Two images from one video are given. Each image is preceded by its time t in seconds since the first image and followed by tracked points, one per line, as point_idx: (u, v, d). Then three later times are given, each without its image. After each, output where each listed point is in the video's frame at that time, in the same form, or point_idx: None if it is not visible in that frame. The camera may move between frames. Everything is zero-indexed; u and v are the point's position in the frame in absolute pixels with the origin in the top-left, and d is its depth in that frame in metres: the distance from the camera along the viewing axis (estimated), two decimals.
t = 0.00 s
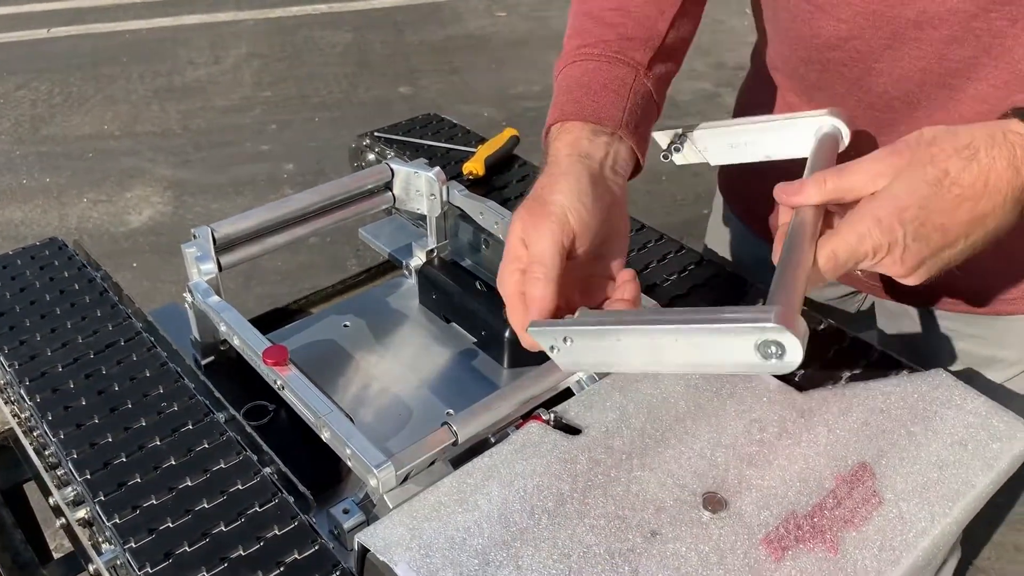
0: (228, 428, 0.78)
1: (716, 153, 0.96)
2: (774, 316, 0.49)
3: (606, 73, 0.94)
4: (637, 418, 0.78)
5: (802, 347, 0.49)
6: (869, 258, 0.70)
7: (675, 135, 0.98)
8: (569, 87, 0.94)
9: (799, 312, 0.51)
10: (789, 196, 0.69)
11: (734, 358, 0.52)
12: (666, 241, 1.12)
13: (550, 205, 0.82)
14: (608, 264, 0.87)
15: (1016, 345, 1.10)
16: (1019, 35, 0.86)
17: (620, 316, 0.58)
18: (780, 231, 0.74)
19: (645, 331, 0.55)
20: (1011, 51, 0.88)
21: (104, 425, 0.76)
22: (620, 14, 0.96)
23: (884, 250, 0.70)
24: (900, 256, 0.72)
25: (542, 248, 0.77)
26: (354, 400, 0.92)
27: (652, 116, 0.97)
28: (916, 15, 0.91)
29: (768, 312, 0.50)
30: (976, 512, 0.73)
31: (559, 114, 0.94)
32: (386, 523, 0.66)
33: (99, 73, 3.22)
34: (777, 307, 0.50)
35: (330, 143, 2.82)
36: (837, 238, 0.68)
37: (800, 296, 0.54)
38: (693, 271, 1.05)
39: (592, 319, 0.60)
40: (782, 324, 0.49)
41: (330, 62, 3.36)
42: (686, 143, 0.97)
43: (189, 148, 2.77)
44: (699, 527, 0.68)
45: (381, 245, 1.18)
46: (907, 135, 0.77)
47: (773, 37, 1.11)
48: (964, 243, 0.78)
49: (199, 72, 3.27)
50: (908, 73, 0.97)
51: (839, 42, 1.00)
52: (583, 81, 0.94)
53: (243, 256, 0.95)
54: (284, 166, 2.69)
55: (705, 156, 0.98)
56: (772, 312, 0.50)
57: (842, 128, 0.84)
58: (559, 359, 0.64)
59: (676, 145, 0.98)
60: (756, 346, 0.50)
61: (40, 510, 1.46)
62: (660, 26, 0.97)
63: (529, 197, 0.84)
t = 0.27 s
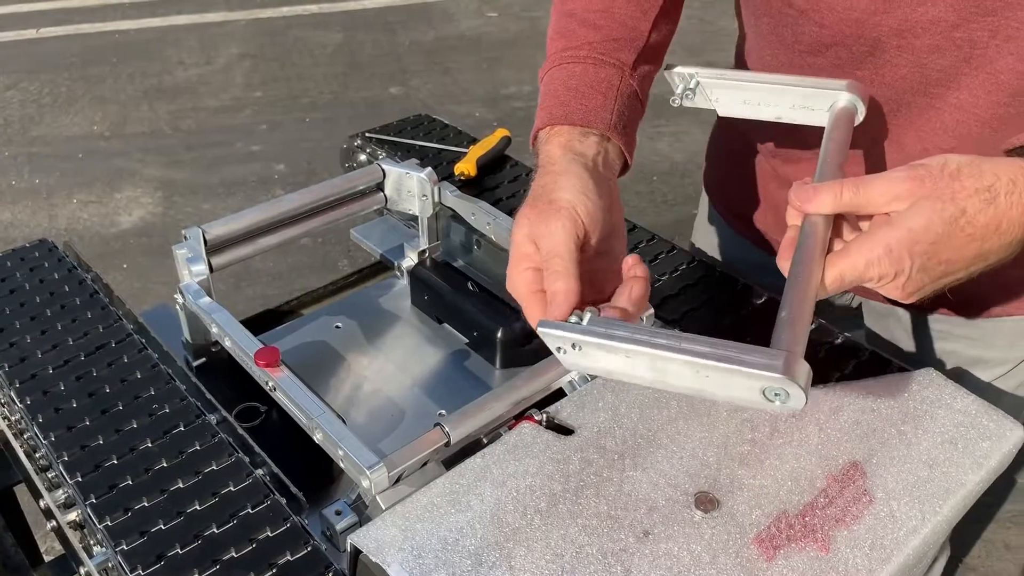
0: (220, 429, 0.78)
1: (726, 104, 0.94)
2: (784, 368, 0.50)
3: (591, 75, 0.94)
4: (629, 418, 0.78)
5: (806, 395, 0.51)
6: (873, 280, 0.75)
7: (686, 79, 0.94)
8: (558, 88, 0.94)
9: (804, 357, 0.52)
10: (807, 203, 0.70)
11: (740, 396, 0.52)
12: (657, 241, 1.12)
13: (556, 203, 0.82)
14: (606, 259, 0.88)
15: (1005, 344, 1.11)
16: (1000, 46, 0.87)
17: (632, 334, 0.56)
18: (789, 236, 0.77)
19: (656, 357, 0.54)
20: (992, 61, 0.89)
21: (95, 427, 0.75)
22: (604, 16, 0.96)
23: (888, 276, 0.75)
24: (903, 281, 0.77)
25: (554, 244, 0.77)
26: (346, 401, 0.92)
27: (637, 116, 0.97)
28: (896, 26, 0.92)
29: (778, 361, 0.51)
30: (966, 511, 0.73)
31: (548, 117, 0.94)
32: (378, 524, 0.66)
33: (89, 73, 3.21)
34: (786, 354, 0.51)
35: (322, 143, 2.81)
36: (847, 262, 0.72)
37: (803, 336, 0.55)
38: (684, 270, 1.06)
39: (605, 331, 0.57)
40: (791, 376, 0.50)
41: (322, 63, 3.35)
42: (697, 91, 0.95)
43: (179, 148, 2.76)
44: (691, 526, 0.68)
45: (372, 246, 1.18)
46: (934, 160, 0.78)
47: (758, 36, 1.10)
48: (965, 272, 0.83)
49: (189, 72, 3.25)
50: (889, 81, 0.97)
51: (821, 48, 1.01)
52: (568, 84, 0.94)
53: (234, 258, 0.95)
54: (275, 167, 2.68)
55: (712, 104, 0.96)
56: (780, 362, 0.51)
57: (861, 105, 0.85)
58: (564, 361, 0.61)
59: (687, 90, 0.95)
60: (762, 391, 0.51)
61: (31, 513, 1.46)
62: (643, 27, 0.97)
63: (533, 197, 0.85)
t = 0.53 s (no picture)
0: (213, 431, 0.77)
1: (726, 112, 0.94)
2: (774, 380, 0.50)
3: (598, 70, 0.93)
4: (624, 419, 0.78)
5: (797, 408, 0.51)
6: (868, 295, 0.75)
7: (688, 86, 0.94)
8: (564, 84, 0.93)
9: (796, 369, 0.52)
10: (804, 217, 0.69)
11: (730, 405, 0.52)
12: (652, 241, 1.12)
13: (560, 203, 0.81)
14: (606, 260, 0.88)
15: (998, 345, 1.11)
16: (988, 49, 0.86)
17: (624, 339, 0.55)
18: (785, 247, 0.77)
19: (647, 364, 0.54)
20: (980, 64, 0.88)
21: (86, 429, 0.75)
22: (608, 11, 0.95)
23: (884, 292, 0.75)
24: (898, 297, 0.77)
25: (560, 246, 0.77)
26: (339, 402, 0.92)
27: (644, 110, 0.97)
28: (885, 26, 0.91)
29: (770, 371, 0.50)
30: (961, 511, 0.73)
31: (557, 113, 0.92)
32: (372, 527, 0.66)
33: (80, 73, 3.19)
34: (778, 365, 0.51)
35: (315, 143, 2.80)
36: (842, 276, 0.72)
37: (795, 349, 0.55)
38: (679, 271, 1.05)
39: (597, 335, 0.57)
40: (782, 388, 0.49)
41: (314, 62, 3.34)
42: (697, 99, 0.94)
43: (171, 148, 2.75)
44: (687, 528, 0.68)
45: (365, 246, 1.17)
46: (932, 177, 0.79)
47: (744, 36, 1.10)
48: (959, 288, 0.83)
49: (181, 72, 3.24)
50: (878, 81, 0.97)
51: (810, 49, 1.00)
52: (576, 80, 0.93)
53: (226, 258, 0.94)
54: (268, 167, 2.67)
55: (712, 112, 0.95)
56: (772, 373, 0.50)
57: (860, 120, 0.85)
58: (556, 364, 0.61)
59: (687, 98, 0.94)
60: (752, 402, 0.51)
61: (22, 515, 1.44)
62: (649, 21, 0.96)
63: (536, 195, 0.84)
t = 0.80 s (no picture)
0: (208, 434, 0.76)
1: (720, 127, 0.94)
2: (762, 392, 0.50)
3: (610, 67, 0.91)
4: (623, 422, 0.77)
5: (783, 420, 0.51)
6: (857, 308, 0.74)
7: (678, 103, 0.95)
8: (575, 82, 0.92)
9: (783, 380, 0.52)
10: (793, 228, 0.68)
11: (718, 417, 0.52)
12: (651, 243, 1.11)
13: (563, 217, 0.81)
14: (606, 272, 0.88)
15: (997, 347, 1.11)
16: (980, 62, 0.86)
17: (613, 352, 0.55)
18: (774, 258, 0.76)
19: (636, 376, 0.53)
20: (972, 77, 0.87)
21: (80, 432, 0.74)
22: (620, 9, 0.94)
23: (873, 304, 0.74)
24: (888, 309, 0.76)
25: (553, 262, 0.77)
26: (336, 404, 0.91)
27: (659, 111, 0.94)
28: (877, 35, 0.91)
29: (758, 382, 0.50)
30: (962, 515, 0.73)
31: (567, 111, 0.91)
32: (369, 532, 0.65)
33: (75, 72, 3.17)
34: (766, 376, 0.51)
35: (311, 142, 2.79)
36: (831, 288, 0.71)
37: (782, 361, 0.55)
38: (677, 272, 1.05)
39: (585, 349, 0.56)
40: (770, 400, 0.49)
41: (311, 61, 3.33)
42: (692, 113, 0.95)
43: (167, 147, 2.74)
44: (686, 533, 0.67)
45: (362, 248, 1.16)
46: (919, 189, 0.79)
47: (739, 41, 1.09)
48: (947, 301, 0.83)
49: (177, 70, 3.22)
50: (868, 93, 0.96)
51: (800, 57, 0.99)
52: (588, 77, 0.91)
53: (222, 260, 0.93)
54: (264, 166, 2.66)
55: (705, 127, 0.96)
56: (760, 384, 0.50)
57: (851, 132, 0.86)
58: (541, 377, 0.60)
59: (680, 112, 0.95)
60: (740, 414, 0.51)
61: (16, 517, 1.44)
62: (660, 20, 0.95)
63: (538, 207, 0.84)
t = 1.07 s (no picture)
0: (208, 439, 0.75)
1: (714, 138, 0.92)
2: (771, 442, 0.49)
3: (606, 87, 0.91)
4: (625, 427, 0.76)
5: (793, 465, 0.50)
6: (862, 336, 0.74)
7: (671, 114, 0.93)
8: (575, 99, 0.92)
9: (791, 426, 0.51)
10: (799, 254, 0.67)
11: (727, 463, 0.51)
12: (653, 245, 1.11)
13: (547, 248, 0.80)
14: (606, 291, 0.87)
15: (1002, 351, 1.10)
16: (990, 70, 0.85)
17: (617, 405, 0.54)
18: (778, 284, 0.76)
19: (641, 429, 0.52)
20: (982, 86, 0.86)
21: (79, 436, 0.73)
22: (618, 26, 0.94)
23: (878, 333, 0.74)
24: (893, 337, 0.76)
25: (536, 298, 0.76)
26: (336, 408, 0.90)
27: (660, 128, 0.93)
28: (887, 41, 0.89)
29: (766, 432, 0.50)
30: (968, 522, 0.72)
31: (564, 130, 0.92)
32: (369, 538, 0.65)
33: (76, 70, 3.16)
34: (774, 424, 0.50)
35: (313, 141, 2.79)
36: (836, 317, 0.71)
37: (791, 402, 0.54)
38: (680, 275, 1.04)
39: (589, 398, 0.55)
40: (779, 451, 0.49)
41: (312, 60, 3.32)
42: (686, 125, 0.93)
43: (169, 146, 2.73)
44: (689, 540, 0.66)
45: (363, 249, 1.16)
46: (926, 214, 0.78)
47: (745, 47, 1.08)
48: (953, 328, 0.82)
49: (179, 69, 3.21)
50: (876, 100, 0.94)
51: (806, 63, 0.97)
52: (585, 98, 0.91)
53: (222, 262, 0.93)
54: (266, 165, 2.65)
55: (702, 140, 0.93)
56: (767, 433, 0.50)
57: (850, 137, 0.84)
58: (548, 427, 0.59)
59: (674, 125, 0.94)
60: (750, 462, 0.51)
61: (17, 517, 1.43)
62: (662, 34, 0.95)
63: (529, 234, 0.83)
